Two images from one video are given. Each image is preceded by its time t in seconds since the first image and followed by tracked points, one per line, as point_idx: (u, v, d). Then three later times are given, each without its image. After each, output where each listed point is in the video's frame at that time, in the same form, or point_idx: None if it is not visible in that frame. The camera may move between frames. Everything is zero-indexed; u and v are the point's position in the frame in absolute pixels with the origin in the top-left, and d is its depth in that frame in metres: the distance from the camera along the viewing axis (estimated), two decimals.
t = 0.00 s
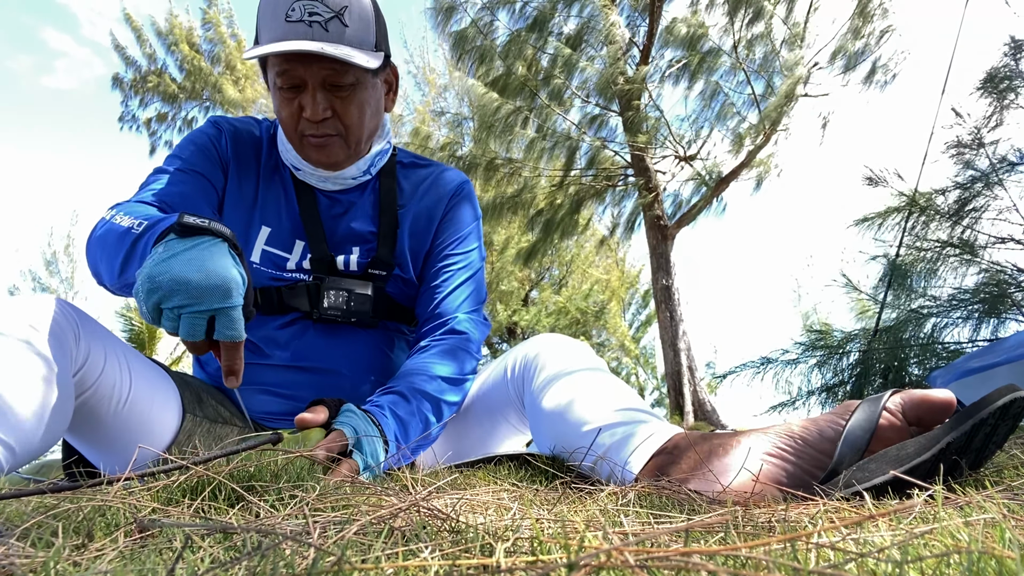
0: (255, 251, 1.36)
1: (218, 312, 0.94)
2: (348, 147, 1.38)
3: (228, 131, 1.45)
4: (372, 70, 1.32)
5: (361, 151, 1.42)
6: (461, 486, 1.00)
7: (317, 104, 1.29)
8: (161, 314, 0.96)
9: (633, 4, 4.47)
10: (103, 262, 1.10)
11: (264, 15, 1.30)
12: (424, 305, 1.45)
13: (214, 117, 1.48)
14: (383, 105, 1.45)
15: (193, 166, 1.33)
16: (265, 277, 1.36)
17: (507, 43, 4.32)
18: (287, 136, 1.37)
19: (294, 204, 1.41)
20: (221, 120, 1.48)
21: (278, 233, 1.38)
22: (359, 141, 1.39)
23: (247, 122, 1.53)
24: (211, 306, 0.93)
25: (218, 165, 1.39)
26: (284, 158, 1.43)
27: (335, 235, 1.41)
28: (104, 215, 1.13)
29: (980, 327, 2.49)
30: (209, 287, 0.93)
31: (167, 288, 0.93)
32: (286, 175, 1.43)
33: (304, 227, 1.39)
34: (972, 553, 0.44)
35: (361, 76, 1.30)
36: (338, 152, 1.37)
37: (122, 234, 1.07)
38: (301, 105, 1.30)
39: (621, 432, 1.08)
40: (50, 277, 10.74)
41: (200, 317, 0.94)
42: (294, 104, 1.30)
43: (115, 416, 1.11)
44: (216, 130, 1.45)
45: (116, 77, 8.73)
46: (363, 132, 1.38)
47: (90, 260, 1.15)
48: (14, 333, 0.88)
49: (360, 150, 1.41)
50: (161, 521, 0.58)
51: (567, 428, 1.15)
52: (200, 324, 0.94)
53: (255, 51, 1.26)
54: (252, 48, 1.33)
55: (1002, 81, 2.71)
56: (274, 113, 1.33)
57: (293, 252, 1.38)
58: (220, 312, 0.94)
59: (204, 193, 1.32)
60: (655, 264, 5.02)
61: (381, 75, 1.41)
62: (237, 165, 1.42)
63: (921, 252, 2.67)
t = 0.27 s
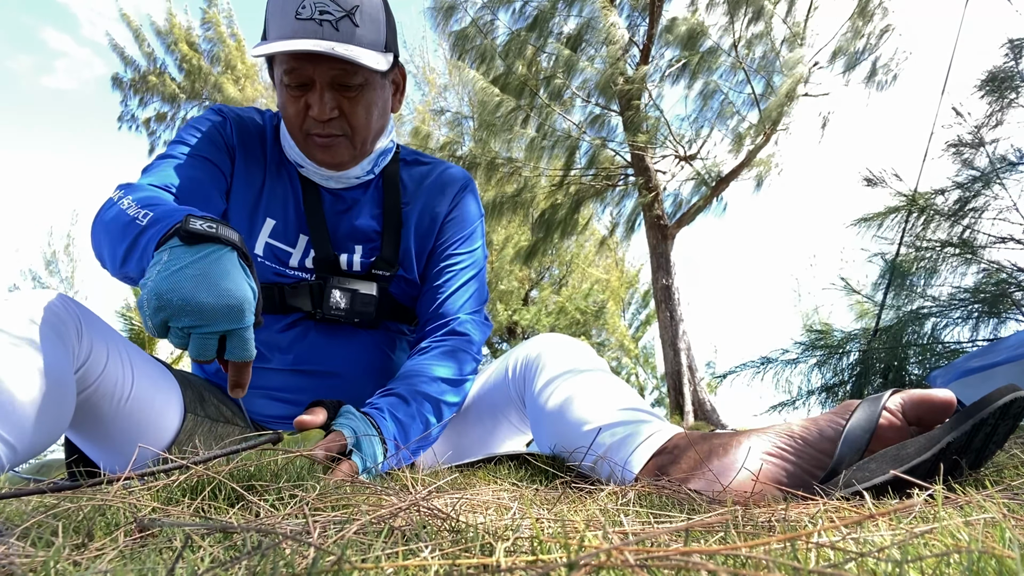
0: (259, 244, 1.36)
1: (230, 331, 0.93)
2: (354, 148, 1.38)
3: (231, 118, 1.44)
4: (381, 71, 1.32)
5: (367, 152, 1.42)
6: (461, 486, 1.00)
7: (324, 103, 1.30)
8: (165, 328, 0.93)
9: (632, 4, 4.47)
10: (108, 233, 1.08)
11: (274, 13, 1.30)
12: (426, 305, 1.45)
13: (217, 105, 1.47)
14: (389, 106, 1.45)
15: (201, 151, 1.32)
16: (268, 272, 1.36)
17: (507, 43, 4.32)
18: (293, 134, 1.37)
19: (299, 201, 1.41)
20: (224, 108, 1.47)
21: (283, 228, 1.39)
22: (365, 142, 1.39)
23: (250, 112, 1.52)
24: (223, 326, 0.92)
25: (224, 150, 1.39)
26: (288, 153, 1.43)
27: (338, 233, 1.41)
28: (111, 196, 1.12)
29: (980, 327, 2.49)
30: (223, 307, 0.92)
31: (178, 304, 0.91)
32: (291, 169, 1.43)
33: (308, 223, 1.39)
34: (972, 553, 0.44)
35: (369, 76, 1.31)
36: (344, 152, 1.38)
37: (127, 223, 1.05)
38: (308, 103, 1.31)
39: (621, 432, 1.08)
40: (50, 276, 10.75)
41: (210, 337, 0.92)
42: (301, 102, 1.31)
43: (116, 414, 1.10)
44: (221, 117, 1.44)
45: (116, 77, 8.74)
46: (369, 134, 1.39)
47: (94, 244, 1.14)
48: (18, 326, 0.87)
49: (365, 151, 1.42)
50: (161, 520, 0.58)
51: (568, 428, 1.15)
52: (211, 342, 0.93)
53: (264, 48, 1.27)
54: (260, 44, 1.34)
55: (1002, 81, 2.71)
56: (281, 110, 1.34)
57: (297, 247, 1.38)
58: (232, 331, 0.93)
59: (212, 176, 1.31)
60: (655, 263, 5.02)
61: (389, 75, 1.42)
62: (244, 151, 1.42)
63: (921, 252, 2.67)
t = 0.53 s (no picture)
0: (260, 236, 1.36)
1: (239, 345, 0.94)
2: (355, 147, 1.38)
3: (230, 109, 1.44)
4: (383, 71, 1.33)
5: (368, 151, 1.42)
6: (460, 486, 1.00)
7: (326, 103, 1.31)
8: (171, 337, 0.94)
9: (632, 4, 4.47)
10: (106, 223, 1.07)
11: (277, 10, 1.30)
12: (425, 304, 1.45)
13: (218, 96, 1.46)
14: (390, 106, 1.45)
15: (201, 141, 1.32)
16: (269, 266, 1.35)
17: (507, 43, 4.32)
18: (294, 132, 1.38)
19: (300, 196, 1.41)
20: (224, 99, 1.47)
21: (286, 220, 1.39)
22: (366, 141, 1.39)
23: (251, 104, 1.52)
24: (230, 342, 0.93)
25: (225, 140, 1.38)
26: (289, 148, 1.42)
27: (338, 230, 1.41)
28: (111, 184, 1.11)
29: (980, 327, 2.49)
30: (232, 322, 0.92)
31: (186, 319, 0.91)
32: (291, 165, 1.43)
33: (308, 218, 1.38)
34: (972, 553, 0.44)
35: (370, 76, 1.31)
36: (344, 152, 1.38)
37: (130, 221, 1.03)
38: (309, 102, 1.31)
39: (621, 433, 1.08)
40: (50, 277, 10.75)
41: (218, 351, 0.93)
42: (302, 101, 1.31)
43: (116, 414, 1.10)
44: (221, 107, 1.44)
45: (116, 78, 8.74)
46: (371, 134, 1.39)
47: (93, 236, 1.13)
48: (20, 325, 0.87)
49: (367, 151, 1.42)
50: (161, 521, 0.58)
51: (568, 428, 1.15)
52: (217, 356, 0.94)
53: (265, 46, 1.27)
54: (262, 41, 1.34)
55: (1002, 81, 2.71)
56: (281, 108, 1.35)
57: (298, 241, 1.38)
58: (240, 345, 0.94)
59: (212, 166, 1.31)
60: (655, 263, 5.02)
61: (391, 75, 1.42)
62: (244, 143, 1.41)
63: (921, 252, 2.67)
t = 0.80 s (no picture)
0: (257, 229, 1.36)
1: (227, 349, 0.94)
2: (352, 143, 1.37)
3: (229, 107, 1.43)
4: (381, 68, 1.32)
5: (366, 149, 1.41)
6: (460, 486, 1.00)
7: (323, 99, 1.30)
8: (159, 346, 0.94)
9: (632, 4, 4.47)
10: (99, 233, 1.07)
11: (274, 6, 1.31)
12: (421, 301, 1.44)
13: (214, 92, 1.45)
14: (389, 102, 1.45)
15: (196, 141, 1.31)
16: (266, 259, 1.35)
17: (507, 43, 4.32)
18: (292, 128, 1.38)
19: (298, 190, 1.41)
20: (222, 95, 1.46)
21: (284, 211, 1.38)
22: (364, 138, 1.39)
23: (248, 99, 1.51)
24: (217, 347, 0.93)
25: (222, 139, 1.38)
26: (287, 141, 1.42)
27: (334, 224, 1.41)
28: (103, 197, 1.11)
29: (979, 327, 2.49)
30: (220, 328, 0.92)
31: (174, 327, 0.91)
32: (290, 161, 1.43)
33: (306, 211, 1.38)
34: (971, 552, 0.44)
35: (368, 72, 1.31)
36: (342, 148, 1.37)
37: (121, 234, 1.03)
38: (307, 98, 1.31)
39: (621, 432, 1.08)
40: (50, 277, 10.75)
41: (205, 357, 0.93)
42: (300, 97, 1.31)
43: (116, 412, 1.10)
44: (219, 105, 1.43)
45: (116, 78, 8.74)
46: (368, 131, 1.38)
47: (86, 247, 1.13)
48: (22, 324, 0.88)
49: (364, 148, 1.41)
50: (161, 521, 0.58)
51: (567, 426, 1.15)
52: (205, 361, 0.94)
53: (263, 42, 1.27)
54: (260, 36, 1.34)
55: (1002, 81, 2.71)
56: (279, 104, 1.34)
57: (296, 233, 1.38)
58: (228, 349, 0.94)
59: (207, 167, 1.31)
60: (655, 263, 5.02)
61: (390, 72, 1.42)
62: (242, 140, 1.41)
63: (921, 252, 2.67)
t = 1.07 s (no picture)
0: (254, 228, 1.36)
1: (225, 341, 0.95)
2: (348, 141, 1.37)
3: (228, 113, 1.43)
4: (375, 65, 1.33)
5: (361, 147, 1.41)
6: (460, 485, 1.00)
7: (318, 97, 1.30)
8: (165, 343, 0.96)
9: (632, 3, 4.47)
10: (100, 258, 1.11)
11: (269, 4, 1.30)
12: (418, 299, 1.45)
13: (213, 96, 1.45)
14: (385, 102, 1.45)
15: (186, 155, 1.32)
16: (260, 258, 1.36)
17: (507, 42, 4.31)
18: (287, 127, 1.38)
19: (294, 191, 1.41)
20: (220, 99, 1.47)
21: (279, 211, 1.38)
22: (360, 136, 1.39)
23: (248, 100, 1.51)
24: (217, 337, 0.94)
25: (216, 149, 1.38)
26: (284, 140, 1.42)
27: (330, 223, 1.41)
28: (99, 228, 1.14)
29: (979, 326, 2.49)
30: (218, 318, 0.94)
31: (175, 318, 0.93)
32: (285, 159, 1.43)
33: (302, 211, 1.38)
34: (972, 553, 0.44)
35: (363, 70, 1.31)
36: (338, 146, 1.37)
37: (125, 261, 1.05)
38: (302, 96, 1.31)
39: (622, 431, 1.08)
40: (50, 276, 10.75)
41: (206, 346, 0.94)
42: (296, 95, 1.31)
43: (114, 412, 1.10)
44: (217, 111, 1.43)
45: (116, 78, 8.74)
46: (364, 129, 1.38)
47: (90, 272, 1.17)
48: (17, 325, 0.89)
49: (360, 145, 1.41)
50: (161, 520, 0.58)
51: (568, 426, 1.15)
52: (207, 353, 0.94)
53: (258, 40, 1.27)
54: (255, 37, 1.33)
55: (1002, 80, 2.71)
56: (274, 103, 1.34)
57: (292, 232, 1.38)
58: (227, 341, 0.95)
59: (196, 180, 1.31)
60: (655, 263, 5.02)
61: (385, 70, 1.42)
62: (239, 147, 1.41)
63: (921, 251, 2.67)
